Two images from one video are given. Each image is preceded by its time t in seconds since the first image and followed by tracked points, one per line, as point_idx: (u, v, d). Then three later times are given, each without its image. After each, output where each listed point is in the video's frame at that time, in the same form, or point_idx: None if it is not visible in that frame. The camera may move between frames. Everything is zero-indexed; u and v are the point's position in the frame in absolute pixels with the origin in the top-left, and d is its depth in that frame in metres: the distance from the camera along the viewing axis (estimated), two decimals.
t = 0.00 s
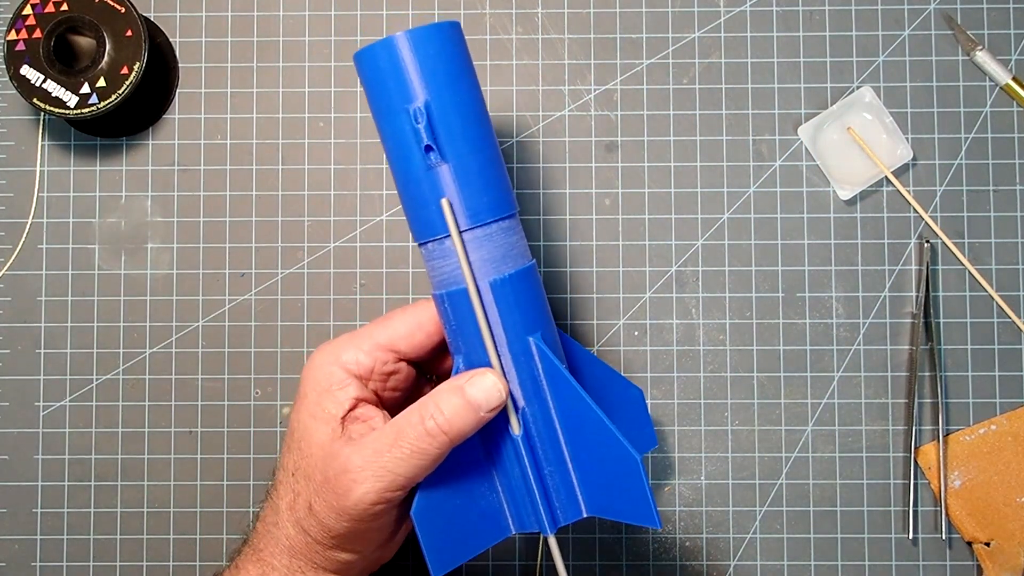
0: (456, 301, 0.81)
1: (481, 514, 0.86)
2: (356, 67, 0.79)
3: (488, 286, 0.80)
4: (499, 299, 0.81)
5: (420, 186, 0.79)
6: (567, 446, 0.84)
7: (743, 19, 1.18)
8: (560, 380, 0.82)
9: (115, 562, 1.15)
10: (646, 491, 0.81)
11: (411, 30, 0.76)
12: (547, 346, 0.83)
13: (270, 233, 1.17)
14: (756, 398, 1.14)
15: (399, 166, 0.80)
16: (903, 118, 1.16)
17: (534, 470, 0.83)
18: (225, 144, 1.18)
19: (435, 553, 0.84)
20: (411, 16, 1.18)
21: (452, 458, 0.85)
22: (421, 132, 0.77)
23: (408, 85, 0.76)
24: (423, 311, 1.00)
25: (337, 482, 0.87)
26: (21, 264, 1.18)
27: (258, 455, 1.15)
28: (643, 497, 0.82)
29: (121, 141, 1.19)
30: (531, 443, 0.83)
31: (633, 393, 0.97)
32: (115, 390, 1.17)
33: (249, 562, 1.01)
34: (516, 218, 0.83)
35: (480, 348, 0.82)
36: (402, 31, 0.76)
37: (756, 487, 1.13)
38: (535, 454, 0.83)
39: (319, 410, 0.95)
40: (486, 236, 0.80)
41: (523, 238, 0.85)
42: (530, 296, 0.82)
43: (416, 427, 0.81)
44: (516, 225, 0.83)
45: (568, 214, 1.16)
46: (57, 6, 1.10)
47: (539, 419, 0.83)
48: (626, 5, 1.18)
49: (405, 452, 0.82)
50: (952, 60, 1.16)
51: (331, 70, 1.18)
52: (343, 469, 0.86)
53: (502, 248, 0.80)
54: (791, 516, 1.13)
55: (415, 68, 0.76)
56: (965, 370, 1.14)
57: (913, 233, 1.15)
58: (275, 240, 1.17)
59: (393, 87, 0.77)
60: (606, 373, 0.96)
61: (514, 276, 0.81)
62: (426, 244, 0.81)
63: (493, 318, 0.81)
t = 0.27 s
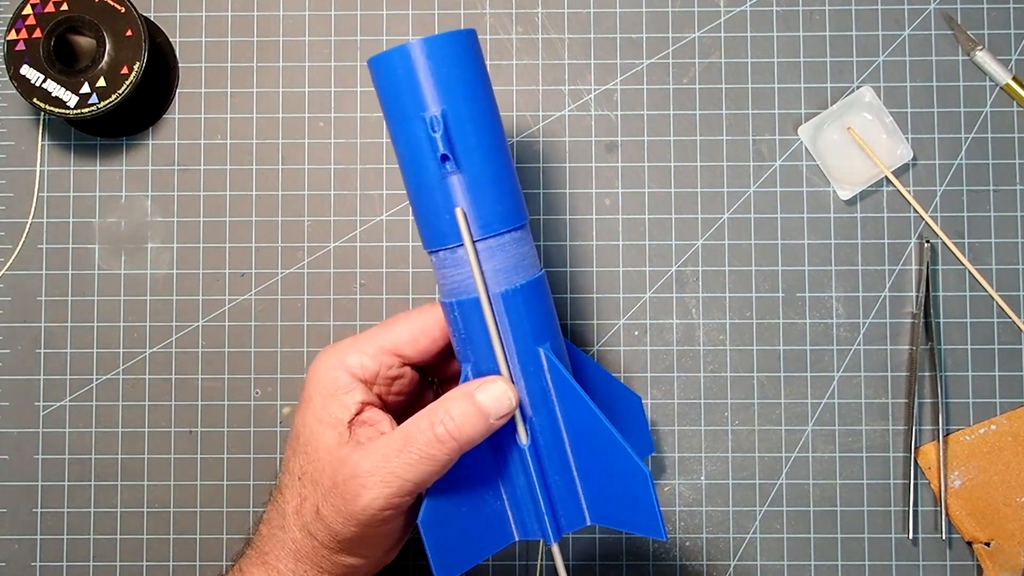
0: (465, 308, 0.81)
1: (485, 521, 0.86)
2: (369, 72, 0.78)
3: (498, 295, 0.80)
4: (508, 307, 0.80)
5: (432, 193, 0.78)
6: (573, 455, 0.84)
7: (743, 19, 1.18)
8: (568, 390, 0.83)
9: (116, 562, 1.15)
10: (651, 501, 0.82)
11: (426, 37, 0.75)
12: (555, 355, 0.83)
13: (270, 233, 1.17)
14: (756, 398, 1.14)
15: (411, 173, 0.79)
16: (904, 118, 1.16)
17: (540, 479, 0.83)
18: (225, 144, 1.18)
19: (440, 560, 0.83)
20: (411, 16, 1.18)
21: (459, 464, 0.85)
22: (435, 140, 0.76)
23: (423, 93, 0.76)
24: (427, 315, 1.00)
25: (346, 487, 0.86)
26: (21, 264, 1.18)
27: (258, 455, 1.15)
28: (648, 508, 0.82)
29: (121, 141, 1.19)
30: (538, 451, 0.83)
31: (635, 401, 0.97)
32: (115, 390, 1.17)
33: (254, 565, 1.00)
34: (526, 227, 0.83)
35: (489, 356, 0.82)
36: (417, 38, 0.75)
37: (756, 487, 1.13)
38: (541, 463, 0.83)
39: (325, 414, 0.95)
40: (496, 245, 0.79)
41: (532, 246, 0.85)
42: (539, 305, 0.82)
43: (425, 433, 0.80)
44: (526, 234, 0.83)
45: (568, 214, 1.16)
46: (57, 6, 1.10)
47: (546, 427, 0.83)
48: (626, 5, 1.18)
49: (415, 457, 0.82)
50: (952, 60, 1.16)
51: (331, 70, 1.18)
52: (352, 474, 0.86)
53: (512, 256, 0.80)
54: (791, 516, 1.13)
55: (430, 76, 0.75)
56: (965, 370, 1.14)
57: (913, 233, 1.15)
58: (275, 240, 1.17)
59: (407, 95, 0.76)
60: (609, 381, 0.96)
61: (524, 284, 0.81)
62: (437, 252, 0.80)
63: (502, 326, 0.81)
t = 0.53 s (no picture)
0: (463, 306, 0.81)
1: (483, 519, 0.86)
2: (365, 70, 0.78)
3: (496, 293, 0.80)
4: (505, 305, 0.81)
5: (428, 191, 0.78)
6: (571, 452, 0.84)
7: (743, 19, 1.18)
8: (566, 387, 0.83)
9: (116, 562, 1.15)
10: (649, 498, 0.82)
11: (422, 35, 0.75)
12: (553, 352, 0.83)
13: (270, 233, 1.17)
14: (756, 398, 1.14)
15: (407, 170, 0.79)
16: (903, 118, 1.16)
17: (537, 476, 0.83)
18: (225, 144, 1.18)
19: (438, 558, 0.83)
20: (411, 16, 1.18)
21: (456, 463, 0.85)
22: (431, 137, 0.76)
23: (419, 90, 0.76)
24: (427, 314, 1.00)
25: (344, 486, 0.86)
26: (21, 264, 1.18)
27: (258, 455, 1.15)
28: (646, 504, 0.82)
29: (121, 141, 1.19)
30: (536, 449, 0.83)
31: (633, 398, 0.97)
32: (115, 390, 1.17)
33: (253, 564, 1.00)
34: (524, 225, 0.83)
35: (487, 354, 0.82)
36: (413, 36, 0.75)
37: (756, 487, 1.13)
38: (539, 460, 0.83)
39: (324, 413, 0.95)
40: (494, 242, 0.79)
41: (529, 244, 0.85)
42: (536, 303, 0.82)
43: (422, 432, 0.80)
44: (524, 231, 0.83)
45: (568, 214, 1.16)
46: (57, 6, 1.10)
47: (544, 424, 0.83)
48: (626, 5, 1.18)
49: (412, 457, 0.81)
50: (952, 60, 1.16)
51: (331, 70, 1.18)
52: (350, 474, 0.86)
53: (509, 254, 0.80)
54: (791, 516, 1.13)
55: (426, 74, 0.75)
56: (965, 370, 1.14)
57: (913, 233, 1.15)
58: (275, 240, 1.17)
59: (403, 92, 0.76)
60: (608, 378, 0.96)
61: (521, 282, 0.81)
62: (434, 250, 0.80)
63: (500, 324, 0.81)
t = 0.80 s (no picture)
0: (460, 303, 0.81)
1: (479, 515, 0.86)
2: (364, 66, 0.78)
3: (493, 290, 0.80)
4: (503, 302, 0.81)
5: (425, 187, 0.78)
6: (567, 449, 0.84)
7: (743, 19, 1.18)
8: (562, 384, 0.83)
9: (116, 562, 1.15)
10: (645, 496, 0.82)
11: (421, 31, 0.75)
12: (550, 349, 0.83)
13: (270, 233, 1.17)
14: (756, 398, 1.14)
15: (405, 167, 0.79)
16: (903, 118, 1.16)
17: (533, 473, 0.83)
18: (225, 144, 1.18)
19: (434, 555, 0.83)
20: (411, 16, 1.18)
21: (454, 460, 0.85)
22: (429, 134, 0.76)
23: (417, 87, 0.76)
24: (426, 313, 1.00)
25: (341, 484, 0.86)
26: (21, 264, 1.18)
27: (258, 455, 1.15)
28: (641, 503, 0.82)
29: (121, 141, 1.19)
30: (532, 446, 0.83)
31: (632, 396, 0.97)
32: (116, 390, 1.17)
33: (251, 562, 1.00)
34: (522, 222, 0.83)
35: (483, 351, 0.82)
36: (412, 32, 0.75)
37: (756, 487, 1.13)
38: (535, 457, 0.84)
39: (322, 411, 0.95)
40: (491, 239, 0.79)
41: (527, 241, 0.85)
42: (534, 300, 0.82)
43: (419, 430, 0.80)
44: (522, 228, 0.83)
45: (568, 214, 1.16)
46: (57, 6, 1.10)
47: (540, 421, 0.83)
48: (626, 5, 1.18)
49: (409, 455, 0.81)
50: (952, 60, 1.16)
51: (331, 70, 1.18)
52: (347, 472, 0.86)
53: (507, 251, 0.80)
54: (791, 516, 1.13)
55: (424, 70, 0.75)
56: (965, 370, 1.14)
57: (913, 233, 1.15)
58: (275, 240, 1.17)
59: (401, 88, 0.76)
60: (606, 376, 0.96)
61: (518, 279, 0.81)
62: (431, 246, 0.80)
63: (497, 321, 0.81)
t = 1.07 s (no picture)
0: (462, 307, 0.81)
1: (478, 520, 0.86)
2: (369, 69, 0.78)
3: (495, 294, 0.80)
4: (505, 307, 0.80)
5: (429, 191, 0.78)
6: (568, 454, 0.84)
7: (743, 19, 1.18)
8: (564, 390, 0.83)
9: (116, 562, 1.15)
10: (645, 502, 0.82)
11: (426, 35, 0.75)
12: (551, 355, 0.83)
13: (270, 233, 1.17)
14: (756, 398, 1.14)
15: (409, 170, 0.79)
16: (903, 118, 1.16)
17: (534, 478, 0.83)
18: (225, 144, 1.18)
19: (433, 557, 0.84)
20: (411, 16, 1.18)
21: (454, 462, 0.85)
22: (433, 138, 0.76)
23: (421, 90, 0.76)
24: (426, 313, 1.00)
25: (340, 484, 0.86)
26: (21, 264, 1.18)
27: (258, 455, 1.15)
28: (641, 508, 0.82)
29: (121, 141, 1.19)
30: (533, 451, 0.83)
31: (632, 400, 0.98)
32: (115, 390, 1.17)
33: (249, 561, 1.00)
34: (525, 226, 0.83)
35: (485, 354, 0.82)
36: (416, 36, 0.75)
37: (756, 486, 1.13)
38: (535, 462, 0.84)
39: (321, 410, 0.95)
40: (494, 244, 0.79)
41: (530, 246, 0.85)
42: (536, 305, 0.82)
43: (421, 432, 0.80)
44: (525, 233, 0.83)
45: (568, 214, 1.16)
46: (57, 6, 1.10)
47: (541, 426, 0.83)
48: (626, 5, 1.18)
49: (410, 456, 0.81)
50: (952, 60, 1.16)
51: (331, 70, 1.18)
52: (346, 472, 0.86)
53: (510, 256, 0.80)
54: (791, 516, 1.13)
55: (429, 74, 0.75)
56: (965, 370, 1.14)
57: (913, 233, 1.15)
58: (275, 240, 1.17)
59: (405, 91, 0.76)
60: (606, 379, 0.96)
61: (521, 284, 0.81)
62: (434, 250, 0.80)
63: (498, 325, 0.81)
